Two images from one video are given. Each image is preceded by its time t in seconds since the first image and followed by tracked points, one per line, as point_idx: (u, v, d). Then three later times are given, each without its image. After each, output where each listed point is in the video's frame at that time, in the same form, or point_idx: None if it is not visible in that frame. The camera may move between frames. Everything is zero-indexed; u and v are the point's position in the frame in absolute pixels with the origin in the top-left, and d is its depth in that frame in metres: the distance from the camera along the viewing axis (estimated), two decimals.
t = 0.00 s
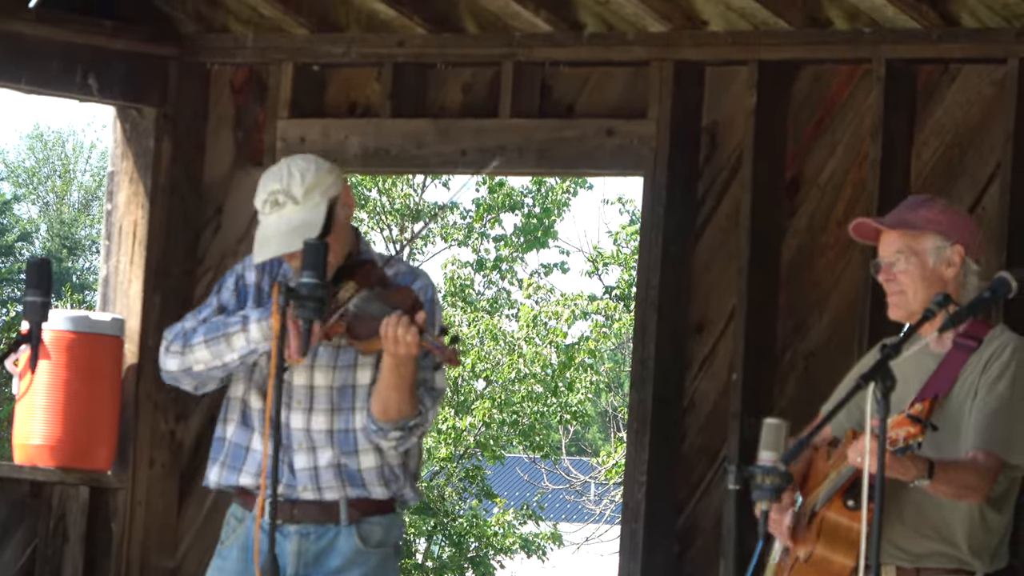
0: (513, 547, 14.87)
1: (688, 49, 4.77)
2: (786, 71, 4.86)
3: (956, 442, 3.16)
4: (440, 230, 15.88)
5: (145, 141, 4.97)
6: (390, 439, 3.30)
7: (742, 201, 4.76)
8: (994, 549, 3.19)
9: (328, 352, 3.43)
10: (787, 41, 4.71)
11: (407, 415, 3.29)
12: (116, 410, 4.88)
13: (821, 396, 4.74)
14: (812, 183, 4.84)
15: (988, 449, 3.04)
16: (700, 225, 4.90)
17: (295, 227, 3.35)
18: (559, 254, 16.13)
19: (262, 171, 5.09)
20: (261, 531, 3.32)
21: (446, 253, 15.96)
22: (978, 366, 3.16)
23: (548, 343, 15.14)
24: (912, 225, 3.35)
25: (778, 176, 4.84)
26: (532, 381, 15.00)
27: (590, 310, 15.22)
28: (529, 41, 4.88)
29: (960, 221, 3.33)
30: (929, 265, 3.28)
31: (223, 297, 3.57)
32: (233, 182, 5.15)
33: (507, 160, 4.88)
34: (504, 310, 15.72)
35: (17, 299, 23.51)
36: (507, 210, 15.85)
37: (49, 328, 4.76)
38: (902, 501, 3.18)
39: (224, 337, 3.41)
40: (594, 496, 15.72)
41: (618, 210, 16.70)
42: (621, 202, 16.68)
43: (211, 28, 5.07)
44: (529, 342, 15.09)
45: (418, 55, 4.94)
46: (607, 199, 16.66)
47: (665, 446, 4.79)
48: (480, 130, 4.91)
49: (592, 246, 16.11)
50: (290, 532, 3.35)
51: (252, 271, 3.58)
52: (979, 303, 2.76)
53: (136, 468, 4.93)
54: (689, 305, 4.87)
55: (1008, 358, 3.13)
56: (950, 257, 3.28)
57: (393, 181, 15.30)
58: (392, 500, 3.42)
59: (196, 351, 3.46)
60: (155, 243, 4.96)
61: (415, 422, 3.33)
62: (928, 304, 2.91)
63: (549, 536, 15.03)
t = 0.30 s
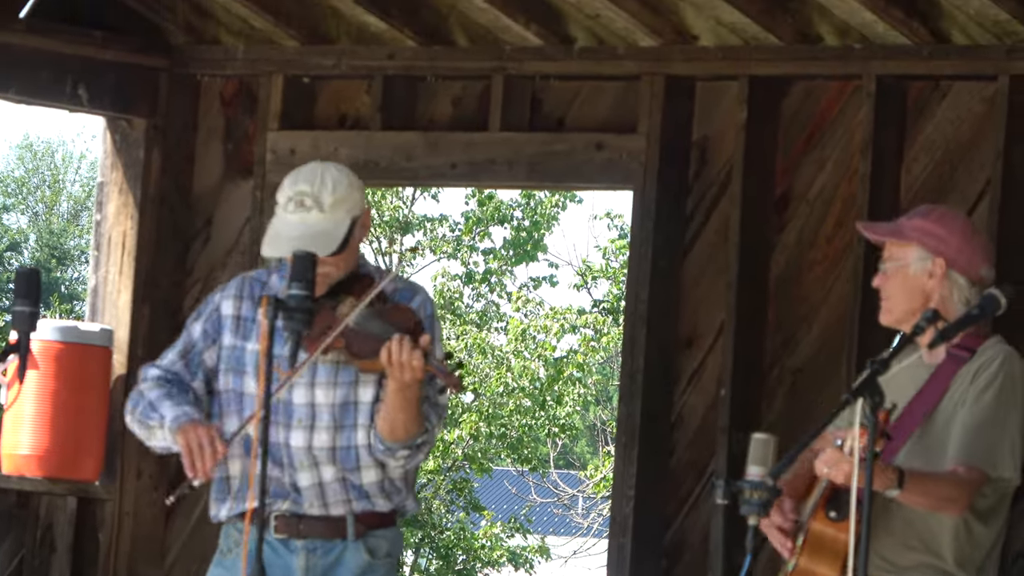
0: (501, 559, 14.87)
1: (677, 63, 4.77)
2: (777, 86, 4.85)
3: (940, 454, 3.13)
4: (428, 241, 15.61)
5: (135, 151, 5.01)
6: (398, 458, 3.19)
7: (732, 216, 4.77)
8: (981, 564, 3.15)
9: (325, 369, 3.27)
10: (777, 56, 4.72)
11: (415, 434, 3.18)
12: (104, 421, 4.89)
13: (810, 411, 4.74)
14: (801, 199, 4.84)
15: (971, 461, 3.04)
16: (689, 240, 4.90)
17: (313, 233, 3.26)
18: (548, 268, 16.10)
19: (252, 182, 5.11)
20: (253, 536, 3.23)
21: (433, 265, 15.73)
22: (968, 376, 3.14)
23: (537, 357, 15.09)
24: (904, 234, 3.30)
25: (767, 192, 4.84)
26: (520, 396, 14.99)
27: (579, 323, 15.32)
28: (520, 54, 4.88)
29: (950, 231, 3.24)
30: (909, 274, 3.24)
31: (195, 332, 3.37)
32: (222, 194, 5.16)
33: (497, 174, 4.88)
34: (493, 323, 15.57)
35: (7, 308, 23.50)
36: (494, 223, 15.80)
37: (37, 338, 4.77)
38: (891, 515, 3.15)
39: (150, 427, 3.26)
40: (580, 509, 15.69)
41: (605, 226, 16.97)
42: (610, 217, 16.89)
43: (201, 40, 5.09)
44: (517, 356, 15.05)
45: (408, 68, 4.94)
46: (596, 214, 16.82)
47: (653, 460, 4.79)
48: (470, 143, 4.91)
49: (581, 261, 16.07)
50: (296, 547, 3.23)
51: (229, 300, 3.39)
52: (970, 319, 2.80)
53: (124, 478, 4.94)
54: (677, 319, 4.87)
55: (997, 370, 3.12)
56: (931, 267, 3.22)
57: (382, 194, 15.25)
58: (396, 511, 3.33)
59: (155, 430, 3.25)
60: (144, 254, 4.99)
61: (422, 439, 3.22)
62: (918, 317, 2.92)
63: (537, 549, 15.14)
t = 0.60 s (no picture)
0: (496, 568, 14.79)
1: (668, 72, 4.77)
2: (766, 94, 4.87)
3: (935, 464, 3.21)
4: (420, 252, 15.69)
5: (125, 163, 5.05)
6: (414, 448, 3.26)
7: (723, 225, 4.77)
8: None
9: (347, 365, 3.38)
10: (766, 64, 4.72)
11: (427, 420, 3.24)
12: (97, 434, 4.91)
13: (802, 419, 4.74)
14: (792, 208, 4.84)
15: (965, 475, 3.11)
16: (680, 249, 4.90)
17: (325, 220, 3.33)
18: (540, 277, 15.92)
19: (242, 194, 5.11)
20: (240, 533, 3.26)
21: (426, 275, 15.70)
22: (966, 390, 3.22)
23: (528, 367, 15.07)
24: (903, 247, 3.36)
25: (758, 201, 4.85)
26: (511, 408, 15.07)
27: (570, 334, 15.07)
28: (511, 64, 4.88)
29: (948, 245, 3.29)
30: (908, 289, 3.30)
31: (235, 340, 3.48)
32: (212, 206, 5.18)
33: (488, 184, 4.88)
34: (485, 333, 15.49)
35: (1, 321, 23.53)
36: (486, 233, 15.70)
37: (29, 351, 4.78)
38: (889, 529, 3.24)
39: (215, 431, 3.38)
40: (573, 520, 15.64)
41: (596, 235, 16.74)
42: (599, 227, 16.69)
43: (191, 51, 5.11)
44: (509, 367, 15.03)
45: (398, 78, 4.95)
46: (588, 223, 16.70)
47: (646, 469, 4.78)
48: (461, 153, 4.92)
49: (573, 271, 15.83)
50: (318, 550, 3.36)
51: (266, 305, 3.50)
52: (963, 325, 2.92)
53: (116, 491, 4.95)
54: (669, 327, 4.87)
55: (992, 382, 3.18)
56: (928, 283, 3.28)
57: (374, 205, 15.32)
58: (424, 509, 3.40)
59: (224, 432, 3.37)
60: (135, 267, 5.02)
61: (438, 427, 3.29)
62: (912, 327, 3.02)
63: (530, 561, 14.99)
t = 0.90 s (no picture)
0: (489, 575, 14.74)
1: (660, 81, 4.77)
2: (758, 103, 4.87)
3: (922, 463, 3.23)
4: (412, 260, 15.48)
5: (117, 173, 5.07)
6: (418, 463, 3.12)
7: (715, 233, 4.77)
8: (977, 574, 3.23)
9: (367, 376, 3.29)
10: (758, 73, 4.72)
11: (434, 437, 3.10)
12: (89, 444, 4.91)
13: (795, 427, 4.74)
14: (784, 216, 4.84)
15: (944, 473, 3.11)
16: (672, 258, 4.91)
17: (356, 229, 3.27)
18: (532, 285, 15.81)
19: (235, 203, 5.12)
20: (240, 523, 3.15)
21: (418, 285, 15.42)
22: (955, 389, 3.22)
23: (521, 375, 15.09)
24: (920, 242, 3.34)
25: (750, 209, 4.85)
26: (503, 416, 15.10)
27: (563, 341, 15.27)
28: (502, 74, 4.89)
29: (962, 244, 3.26)
30: (917, 282, 3.28)
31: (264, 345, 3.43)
32: (204, 215, 5.19)
33: (480, 193, 4.89)
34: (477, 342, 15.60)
35: None
36: (479, 242, 15.61)
37: (22, 360, 4.77)
38: (886, 533, 3.28)
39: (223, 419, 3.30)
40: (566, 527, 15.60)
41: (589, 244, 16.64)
42: (591, 235, 16.21)
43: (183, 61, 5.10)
44: (500, 373, 15.07)
45: (390, 87, 4.95)
46: (579, 231, 16.37)
47: (639, 477, 4.78)
48: (452, 163, 4.93)
49: (564, 278, 15.65)
50: (323, 559, 3.25)
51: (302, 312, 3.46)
52: (955, 331, 3.00)
53: (109, 499, 4.96)
54: (661, 336, 4.88)
55: (978, 382, 3.19)
56: (937, 278, 3.26)
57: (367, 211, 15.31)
58: (435, 530, 3.26)
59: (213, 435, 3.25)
60: (128, 277, 5.04)
61: (444, 446, 3.14)
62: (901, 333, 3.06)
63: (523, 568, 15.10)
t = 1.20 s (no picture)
0: None
1: (656, 85, 4.78)
2: (754, 107, 4.87)
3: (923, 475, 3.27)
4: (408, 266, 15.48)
5: (114, 178, 5.07)
6: (415, 453, 3.16)
7: (712, 237, 4.78)
8: None
9: (366, 374, 3.33)
10: (754, 76, 4.72)
11: (430, 425, 3.15)
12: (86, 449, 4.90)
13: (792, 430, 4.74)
14: (781, 219, 4.85)
15: (941, 485, 3.15)
16: (669, 262, 4.91)
17: (352, 229, 3.30)
18: (529, 290, 15.72)
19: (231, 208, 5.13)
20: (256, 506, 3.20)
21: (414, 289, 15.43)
22: (957, 399, 3.25)
23: (518, 379, 15.22)
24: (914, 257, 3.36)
25: (747, 213, 4.85)
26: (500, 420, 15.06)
27: (560, 346, 15.17)
28: (498, 78, 4.91)
29: (955, 256, 3.28)
30: (917, 299, 3.31)
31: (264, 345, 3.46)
32: (201, 221, 5.19)
33: (476, 197, 4.90)
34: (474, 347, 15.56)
35: None
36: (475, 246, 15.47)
37: (20, 365, 4.79)
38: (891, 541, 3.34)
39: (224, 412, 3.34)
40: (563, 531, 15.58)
41: (585, 247, 16.65)
42: (587, 239, 16.56)
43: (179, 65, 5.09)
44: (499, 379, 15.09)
45: (387, 91, 4.98)
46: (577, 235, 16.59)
47: (636, 481, 4.78)
48: (449, 167, 4.94)
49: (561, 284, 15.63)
50: (321, 562, 3.27)
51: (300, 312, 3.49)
52: (955, 334, 3.03)
53: (106, 504, 4.96)
54: (658, 341, 4.88)
55: (978, 391, 3.21)
56: (935, 292, 3.29)
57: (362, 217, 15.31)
58: (432, 529, 3.29)
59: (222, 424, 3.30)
60: (124, 282, 5.04)
61: (442, 436, 3.18)
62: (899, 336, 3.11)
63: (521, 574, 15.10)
